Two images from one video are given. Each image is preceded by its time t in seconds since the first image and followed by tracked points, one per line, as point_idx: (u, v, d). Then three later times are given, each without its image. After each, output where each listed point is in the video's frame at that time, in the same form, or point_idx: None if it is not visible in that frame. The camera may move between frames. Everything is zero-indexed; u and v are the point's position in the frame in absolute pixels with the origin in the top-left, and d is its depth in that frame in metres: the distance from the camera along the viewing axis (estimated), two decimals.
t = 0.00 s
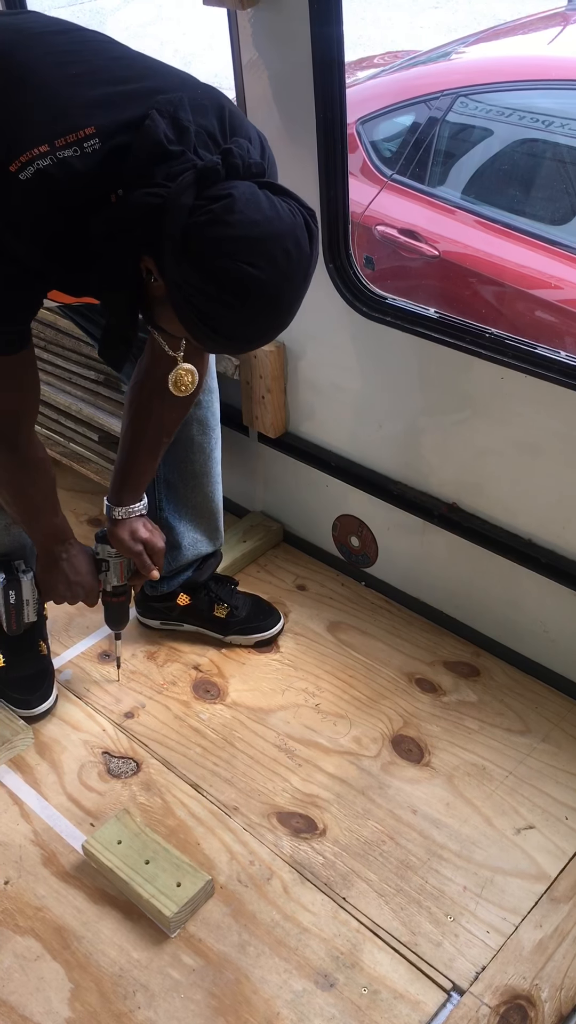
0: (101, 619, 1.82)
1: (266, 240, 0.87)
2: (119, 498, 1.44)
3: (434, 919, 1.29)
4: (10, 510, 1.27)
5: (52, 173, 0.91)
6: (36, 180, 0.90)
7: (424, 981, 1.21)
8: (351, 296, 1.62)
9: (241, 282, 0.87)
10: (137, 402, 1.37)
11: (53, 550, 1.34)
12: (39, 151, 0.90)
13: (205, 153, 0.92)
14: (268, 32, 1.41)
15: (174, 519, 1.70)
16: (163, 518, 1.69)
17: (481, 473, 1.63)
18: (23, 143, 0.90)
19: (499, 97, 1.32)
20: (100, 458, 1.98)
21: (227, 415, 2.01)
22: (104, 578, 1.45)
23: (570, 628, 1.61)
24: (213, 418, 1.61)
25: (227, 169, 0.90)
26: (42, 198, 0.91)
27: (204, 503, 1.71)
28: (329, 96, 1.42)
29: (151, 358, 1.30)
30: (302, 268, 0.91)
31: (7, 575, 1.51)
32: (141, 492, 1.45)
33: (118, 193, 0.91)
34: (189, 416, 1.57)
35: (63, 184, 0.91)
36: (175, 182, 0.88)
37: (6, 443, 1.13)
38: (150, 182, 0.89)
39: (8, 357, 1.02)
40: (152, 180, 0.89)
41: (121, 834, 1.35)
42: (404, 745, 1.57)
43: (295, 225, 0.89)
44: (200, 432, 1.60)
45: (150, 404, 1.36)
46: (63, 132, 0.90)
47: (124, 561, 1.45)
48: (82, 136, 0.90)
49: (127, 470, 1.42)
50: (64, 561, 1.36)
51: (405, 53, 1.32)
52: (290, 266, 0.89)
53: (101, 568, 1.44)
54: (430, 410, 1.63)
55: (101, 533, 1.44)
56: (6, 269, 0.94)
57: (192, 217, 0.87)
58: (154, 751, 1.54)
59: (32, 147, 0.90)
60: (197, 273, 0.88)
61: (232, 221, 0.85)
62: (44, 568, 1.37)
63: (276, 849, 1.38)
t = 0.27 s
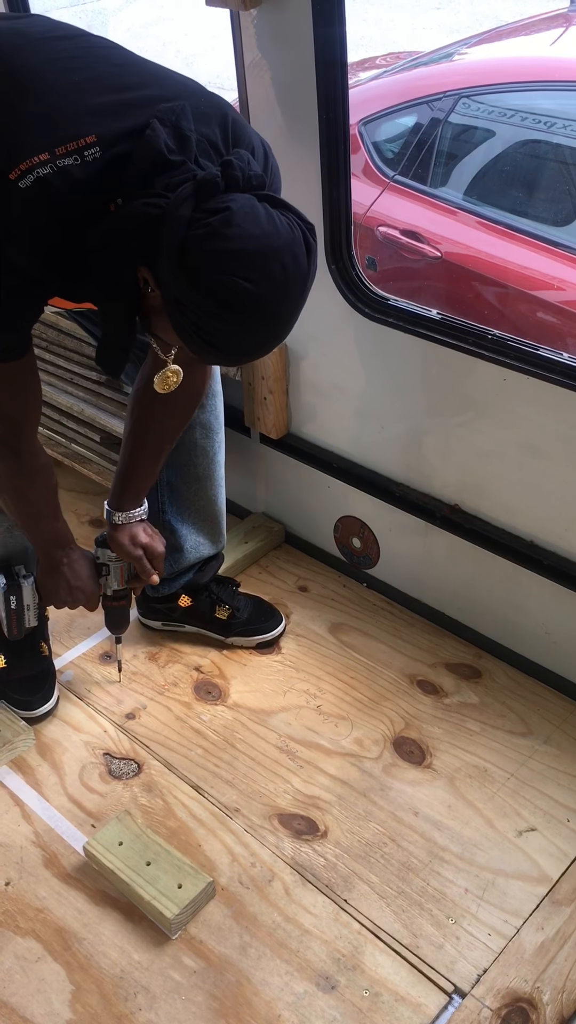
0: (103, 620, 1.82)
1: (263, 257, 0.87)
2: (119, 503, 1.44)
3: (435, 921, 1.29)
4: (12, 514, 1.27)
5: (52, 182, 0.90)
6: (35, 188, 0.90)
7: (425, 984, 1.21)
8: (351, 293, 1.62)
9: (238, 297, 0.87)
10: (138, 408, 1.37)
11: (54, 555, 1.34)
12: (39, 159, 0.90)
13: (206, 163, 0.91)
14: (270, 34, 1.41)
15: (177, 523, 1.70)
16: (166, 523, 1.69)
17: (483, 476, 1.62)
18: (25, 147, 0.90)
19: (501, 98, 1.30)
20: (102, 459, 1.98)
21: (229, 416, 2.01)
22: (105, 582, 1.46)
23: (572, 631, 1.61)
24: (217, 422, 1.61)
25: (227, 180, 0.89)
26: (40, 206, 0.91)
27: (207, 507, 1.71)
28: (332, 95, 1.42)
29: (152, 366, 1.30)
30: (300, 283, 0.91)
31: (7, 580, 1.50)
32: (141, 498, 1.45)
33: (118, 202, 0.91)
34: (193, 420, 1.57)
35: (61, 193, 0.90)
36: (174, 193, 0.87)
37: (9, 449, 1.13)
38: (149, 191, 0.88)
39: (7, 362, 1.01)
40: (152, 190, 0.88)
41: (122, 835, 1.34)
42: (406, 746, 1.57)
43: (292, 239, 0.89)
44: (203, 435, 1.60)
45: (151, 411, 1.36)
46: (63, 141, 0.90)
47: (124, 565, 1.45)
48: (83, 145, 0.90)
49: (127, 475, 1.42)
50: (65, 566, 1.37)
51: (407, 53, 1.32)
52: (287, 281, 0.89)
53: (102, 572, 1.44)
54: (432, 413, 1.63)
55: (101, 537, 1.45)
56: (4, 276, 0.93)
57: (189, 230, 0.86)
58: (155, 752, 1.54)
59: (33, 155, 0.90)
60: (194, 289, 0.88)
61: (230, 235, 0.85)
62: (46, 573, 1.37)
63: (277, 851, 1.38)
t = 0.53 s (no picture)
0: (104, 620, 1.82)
1: (261, 265, 0.87)
2: (120, 507, 1.44)
3: (436, 924, 1.29)
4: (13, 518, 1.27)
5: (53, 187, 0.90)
6: (36, 194, 0.89)
7: (426, 987, 1.21)
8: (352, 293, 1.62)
9: (236, 305, 0.87)
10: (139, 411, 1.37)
11: (57, 559, 1.33)
12: (41, 165, 0.89)
13: (206, 168, 0.92)
14: (273, 34, 1.41)
15: (179, 525, 1.69)
16: (168, 525, 1.68)
17: (485, 478, 1.62)
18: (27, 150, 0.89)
19: (505, 99, 1.30)
20: (104, 459, 1.97)
21: (230, 416, 2.00)
22: (107, 587, 1.46)
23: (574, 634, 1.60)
24: (220, 423, 1.61)
25: (226, 186, 0.89)
26: (42, 211, 0.90)
27: (209, 509, 1.71)
28: (335, 95, 1.42)
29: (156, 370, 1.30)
30: (298, 291, 0.91)
31: (10, 585, 1.50)
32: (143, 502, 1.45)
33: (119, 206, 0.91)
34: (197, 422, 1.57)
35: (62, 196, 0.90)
36: (174, 199, 0.87)
37: (13, 453, 1.13)
38: (149, 197, 0.89)
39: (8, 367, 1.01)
40: (152, 196, 0.88)
41: (122, 836, 1.34)
42: (407, 748, 1.57)
43: (291, 246, 0.89)
44: (205, 437, 1.60)
45: (152, 415, 1.36)
46: (65, 146, 0.90)
47: (126, 569, 1.46)
48: (84, 149, 0.90)
49: (128, 479, 1.43)
50: (67, 570, 1.36)
51: (410, 55, 1.31)
52: (285, 289, 0.89)
53: (103, 577, 1.45)
54: (434, 414, 1.63)
55: (103, 542, 1.45)
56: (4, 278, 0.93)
57: (187, 236, 0.86)
58: (156, 753, 1.54)
59: (34, 160, 0.89)
60: (194, 296, 0.88)
61: (230, 243, 0.85)
62: (48, 578, 1.36)
63: (278, 852, 1.37)
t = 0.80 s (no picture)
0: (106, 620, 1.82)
1: (265, 271, 0.87)
2: (121, 509, 1.44)
3: (437, 925, 1.29)
4: (15, 520, 1.27)
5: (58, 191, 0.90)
6: (42, 198, 0.89)
7: (427, 988, 1.21)
8: (355, 293, 1.62)
9: (239, 310, 0.87)
10: (142, 413, 1.37)
11: (59, 563, 1.33)
12: (46, 169, 0.89)
13: (210, 171, 0.92)
14: (276, 34, 1.41)
15: (181, 526, 1.69)
16: (170, 526, 1.68)
17: (487, 479, 1.62)
18: (31, 154, 0.89)
19: (507, 100, 1.29)
20: (106, 459, 1.97)
21: (232, 417, 2.00)
22: (108, 588, 1.46)
23: None
24: (221, 423, 1.61)
25: (230, 190, 0.89)
26: (46, 216, 0.90)
27: (210, 510, 1.71)
28: (337, 98, 1.41)
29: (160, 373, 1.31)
30: (301, 296, 0.91)
31: (13, 592, 1.50)
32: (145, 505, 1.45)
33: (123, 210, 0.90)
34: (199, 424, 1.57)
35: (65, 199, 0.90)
36: (178, 202, 0.87)
37: (17, 457, 1.13)
38: (154, 200, 0.88)
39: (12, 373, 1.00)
40: (156, 199, 0.88)
41: (123, 837, 1.34)
42: (409, 749, 1.56)
43: (295, 250, 0.89)
44: (208, 439, 1.60)
45: (155, 418, 1.36)
46: (69, 149, 0.89)
47: (128, 570, 1.45)
48: (88, 152, 0.89)
49: (129, 482, 1.43)
50: (69, 574, 1.36)
51: (413, 55, 1.32)
52: (288, 294, 0.89)
53: (105, 578, 1.44)
54: (437, 415, 1.63)
55: (103, 543, 1.44)
56: (8, 282, 0.92)
57: (192, 240, 0.86)
58: (158, 753, 1.54)
59: (39, 165, 0.89)
60: (198, 302, 0.88)
61: (234, 248, 0.85)
62: (50, 582, 1.36)
63: (279, 853, 1.37)
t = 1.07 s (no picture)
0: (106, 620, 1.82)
1: (264, 277, 0.87)
2: (121, 512, 1.44)
3: (437, 926, 1.29)
4: (15, 524, 1.27)
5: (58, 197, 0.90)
6: (41, 203, 0.90)
7: (426, 989, 1.21)
8: (356, 293, 1.62)
9: (238, 316, 0.87)
10: (143, 416, 1.37)
11: (59, 566, 1.34)
12: (46, 174, 0.89)
13: (210, 176, 0.92)
14: (278, 35, 1.41)
15: (182, 526, 1.70)
16: (171, 526, 1.69)
17: (488, 480, 1.62)
18: (32, 157, 0.90)
19: (509, 100, 1.29)
20: (107, 459, 1.97)
21: (233, 417, 2.00)
22: (108, 591, 1.45)
23: None
24: (222, 424, 1.62)
25: (230, 196, 0.89)
26: (47, 221, 0.90)
27: (211, 511, 1.72)
28: (339, 97, 1.41)
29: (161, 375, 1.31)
30: (301, 302, 0.91)
31: (12, 595, 1.50)
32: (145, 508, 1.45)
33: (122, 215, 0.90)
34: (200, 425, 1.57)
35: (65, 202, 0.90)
36: (178, 208, 0.87)
37: (18, 460, 1.13)
38: (154, 206, 0.88)
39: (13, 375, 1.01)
40: (156, 204, 0.88)
41: (124, 836, 1.34)
42: (409, 750, 1.56)
43: (294, 257, 0.88)
44: (209, 442, 1.60)
45: (156, 420, 1.37)
46: (69, 155, 0.90)
47: (128, 573, 1.45)
48: (88, 158, 0.90)
49: (129, 485, 1.42)
50: (69, 576, 1.37)
51: (415, 55, 1.32)
52: (287, 300, 0.89)
53: (105, 580, 1.44)
54: (438, 416, 1.63)
55: (103, 546, 1.44)
56: (8, 286, 0.92)
57: (192, 246, 0.86)
58: (158, 753, 1.54)
59: (39, 170, 0.89)
60: (197, 308, 0.88)
61: (233, 254, 0.85)
62: (50, 585, 1.37)
63: (279, 854, 1.37)
